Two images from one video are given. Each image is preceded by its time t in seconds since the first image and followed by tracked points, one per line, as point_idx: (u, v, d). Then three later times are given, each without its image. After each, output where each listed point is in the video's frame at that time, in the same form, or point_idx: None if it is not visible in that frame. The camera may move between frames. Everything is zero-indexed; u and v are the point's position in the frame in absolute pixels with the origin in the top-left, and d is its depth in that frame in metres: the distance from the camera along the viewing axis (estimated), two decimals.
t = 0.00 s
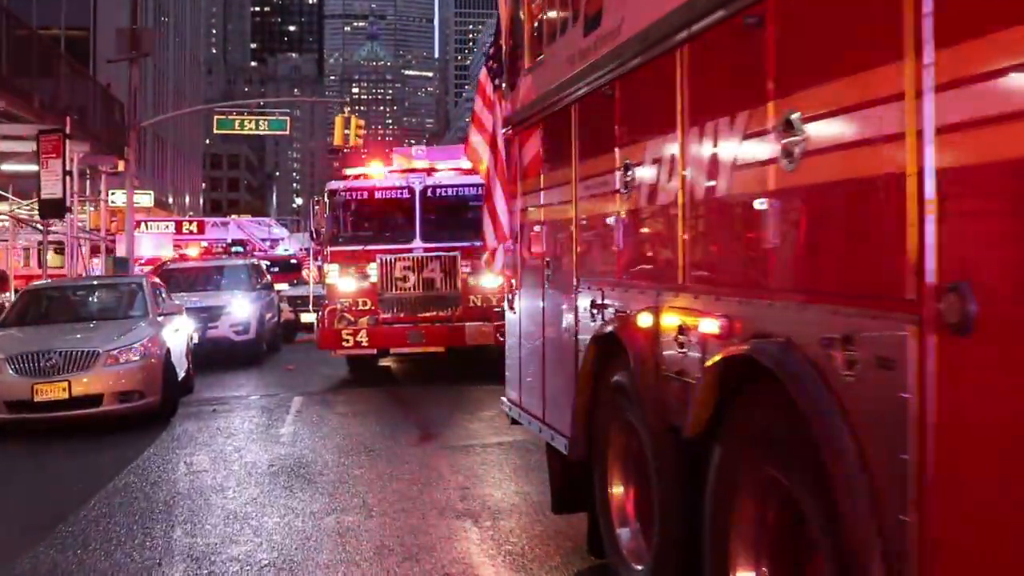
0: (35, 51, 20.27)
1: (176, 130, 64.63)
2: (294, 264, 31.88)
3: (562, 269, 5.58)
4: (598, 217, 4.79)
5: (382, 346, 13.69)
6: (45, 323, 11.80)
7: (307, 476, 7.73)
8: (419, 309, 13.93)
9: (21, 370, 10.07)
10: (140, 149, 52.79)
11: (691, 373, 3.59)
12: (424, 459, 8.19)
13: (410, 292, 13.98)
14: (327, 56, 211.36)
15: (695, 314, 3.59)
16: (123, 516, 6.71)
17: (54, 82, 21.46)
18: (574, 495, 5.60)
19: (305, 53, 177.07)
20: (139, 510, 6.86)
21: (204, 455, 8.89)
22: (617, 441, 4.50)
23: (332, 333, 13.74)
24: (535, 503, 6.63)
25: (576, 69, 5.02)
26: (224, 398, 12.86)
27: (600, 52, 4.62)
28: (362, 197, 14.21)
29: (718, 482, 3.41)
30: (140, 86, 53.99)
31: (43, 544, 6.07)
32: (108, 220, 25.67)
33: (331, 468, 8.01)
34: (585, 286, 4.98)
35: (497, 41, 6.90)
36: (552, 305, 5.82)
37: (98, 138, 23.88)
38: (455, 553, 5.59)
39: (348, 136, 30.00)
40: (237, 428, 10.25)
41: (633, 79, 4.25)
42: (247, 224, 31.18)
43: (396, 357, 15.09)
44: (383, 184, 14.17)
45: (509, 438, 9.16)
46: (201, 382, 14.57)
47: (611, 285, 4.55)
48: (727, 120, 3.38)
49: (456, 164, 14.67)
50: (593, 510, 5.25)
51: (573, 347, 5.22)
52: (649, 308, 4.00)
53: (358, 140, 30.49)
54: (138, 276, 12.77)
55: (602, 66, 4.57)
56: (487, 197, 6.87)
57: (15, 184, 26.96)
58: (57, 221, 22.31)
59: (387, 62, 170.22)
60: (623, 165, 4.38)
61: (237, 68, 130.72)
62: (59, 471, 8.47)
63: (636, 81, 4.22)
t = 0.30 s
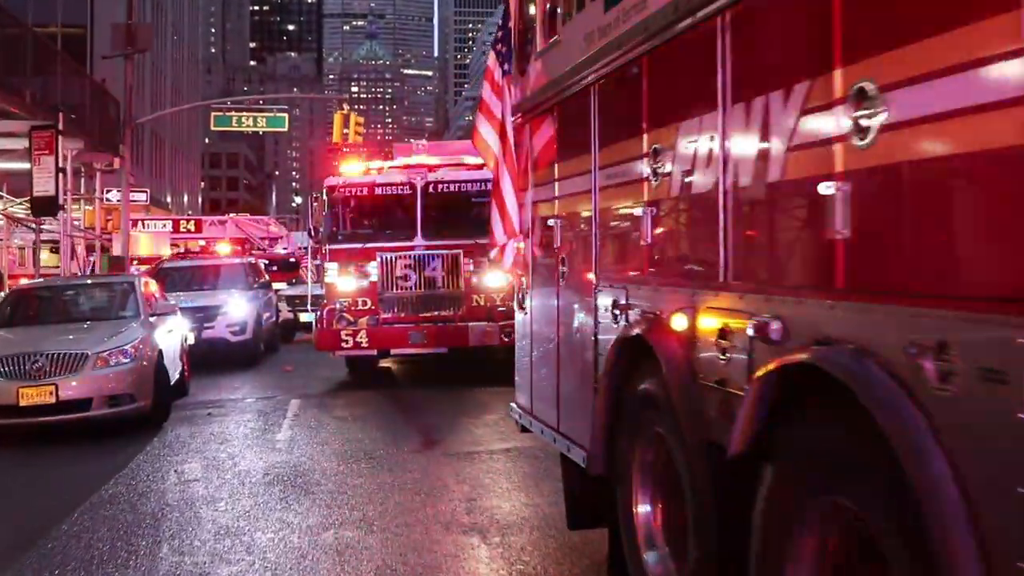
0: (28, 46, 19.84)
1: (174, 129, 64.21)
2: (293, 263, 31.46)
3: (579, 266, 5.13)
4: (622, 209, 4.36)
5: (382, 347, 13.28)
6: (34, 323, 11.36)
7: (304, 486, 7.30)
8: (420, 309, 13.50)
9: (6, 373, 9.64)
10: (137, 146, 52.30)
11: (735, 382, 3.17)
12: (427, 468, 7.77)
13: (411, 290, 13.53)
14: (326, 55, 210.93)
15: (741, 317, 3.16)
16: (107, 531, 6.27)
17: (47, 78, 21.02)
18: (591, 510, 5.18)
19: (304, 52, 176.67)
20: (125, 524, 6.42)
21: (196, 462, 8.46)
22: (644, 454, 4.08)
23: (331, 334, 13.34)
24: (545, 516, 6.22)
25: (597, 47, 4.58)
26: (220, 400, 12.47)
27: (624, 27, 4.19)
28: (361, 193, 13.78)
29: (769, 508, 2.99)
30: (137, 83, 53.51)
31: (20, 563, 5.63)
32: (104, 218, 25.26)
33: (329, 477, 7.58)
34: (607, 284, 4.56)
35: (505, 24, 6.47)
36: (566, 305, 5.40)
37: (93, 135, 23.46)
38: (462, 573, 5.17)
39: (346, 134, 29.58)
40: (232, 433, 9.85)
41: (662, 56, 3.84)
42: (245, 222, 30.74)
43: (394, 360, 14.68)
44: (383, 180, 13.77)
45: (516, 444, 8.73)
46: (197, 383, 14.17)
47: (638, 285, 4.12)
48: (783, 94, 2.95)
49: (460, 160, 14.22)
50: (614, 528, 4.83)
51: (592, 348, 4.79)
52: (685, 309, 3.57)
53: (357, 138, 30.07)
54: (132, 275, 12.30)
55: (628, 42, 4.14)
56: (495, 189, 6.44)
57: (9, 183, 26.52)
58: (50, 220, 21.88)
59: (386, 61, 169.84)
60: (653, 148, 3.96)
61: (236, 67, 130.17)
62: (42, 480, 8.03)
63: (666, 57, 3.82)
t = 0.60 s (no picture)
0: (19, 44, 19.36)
1: (172, 131, 63.78)
2: (292, 265, 31.01)
3: (599, 271, 4.68)
4: (650, 207, 3.92)
5: (382, 352, 13.00)
6: (22, 328, 10.91)
7: (299, 503, 6.89)
8: (421, 313, 13.16)
9: None
10: (134, 148, 51.86)
11: (792, 405, 2.75)
12: (430, 484, 7.36)
13: (412, 294, 13.16)
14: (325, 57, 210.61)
15: (797, 330, 2.74)
16: (89, 554, 5.85)
17: (41, 77, 20.60)
18: (612, 535, 4.78)
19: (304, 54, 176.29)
20: (108, 546, 6.00)
21: (187, 477, 8.03)
22: (680, 480, 3.68)
23: (330, 338, 13.04)
24: (559, 538, 5.81)
25: (620, 29, 4.15)
26: (217, 408, 12.06)
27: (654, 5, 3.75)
28: (361, 194, 13.26)
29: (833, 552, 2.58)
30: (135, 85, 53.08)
31: None
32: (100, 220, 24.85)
33: (327, 493, 7.16)
34: (631, 292, 4.14)
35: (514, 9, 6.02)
36: (582, 313, 4.98)
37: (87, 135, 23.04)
38: None
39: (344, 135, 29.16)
40: (227, 444, 9.45)
41: (696, 36, 3.43)
42: (243, 225, 30.29)
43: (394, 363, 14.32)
44: (384, 180, 13.26)
45: (523, 456, 8.31)
46: (192, 390, 13.75)
47: (668, 292, 3.69)
48: (852, 68, 2.51)
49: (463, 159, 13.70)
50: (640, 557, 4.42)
51: (614, 359, 4.38)
52: (728, 318, 3.16)
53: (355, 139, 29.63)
54: (125, 279, 11.84)
55: (657, 21, 3.70)
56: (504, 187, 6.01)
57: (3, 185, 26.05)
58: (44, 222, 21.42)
59: (386, 63, 169.50)
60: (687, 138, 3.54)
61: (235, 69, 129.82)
62: (24, 495, 7.60)
63: (701, 37, 3.39)
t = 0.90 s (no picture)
0: (11, 36, 18.92)
1: (170, 127, 63.32)
2: (291, 262, 30.56)
3: (628, 269, 4.24)
4: (692, 197, 3.50)
5: (382, 352, 12.53)
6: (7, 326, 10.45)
7: (296, 515, 6.46)
8: (422, 312, 12.75)
9: None
10: (130, 144, 51.35)
11: (877, 426, 2.34)
12: (435, 495, 6.93)
13: (414, 292, 12.73)
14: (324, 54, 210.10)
15: (881, 338, 2.33)
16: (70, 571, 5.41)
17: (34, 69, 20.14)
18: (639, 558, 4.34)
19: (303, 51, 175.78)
20: (91, 562, 5.57)
21: (178, 485, 7.60)
22: (726, 505, 3.26)
23: (328, 338, 12.55)
24: (575, 557, 5.38)
25: None
26: (210, 410, 11.63)
27: None
28: (361, 189, 12.89)
29: None
30: (131, 81, 52.56)
31: None
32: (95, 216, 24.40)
33: (325, 504, 6.74)
34: (668, 292, 3.71)
35: None
36: (607, 316, 4.55)
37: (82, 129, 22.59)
38: None
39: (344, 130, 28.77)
40: (222, 448, 9.03)
41: (748, 3, 3.03)
42: (241, 221, 29.83)
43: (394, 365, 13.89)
44: (383, 174, 12.89)
45: (531, 464, 7.90)
46: (187, 391, 13.33)
47: (714, 293, 3.27)
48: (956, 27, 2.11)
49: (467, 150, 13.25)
50: None
51: (646, 366, 3.94)
52: (792, 324, 2.74)
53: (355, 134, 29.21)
54: (116, 275, 11.37)
55: None
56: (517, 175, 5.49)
57: None
58: (37, 218, 20.98)
59: (385, 60, 168.99)
60: (738, 116, 3.13)
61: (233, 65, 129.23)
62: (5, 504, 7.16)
63: (755, 2, 3.00)
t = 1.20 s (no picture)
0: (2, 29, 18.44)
1: (168, 124, 62.83)
2: (288, 261, 30.11)
3: (659, 264, 3.81)
4: (743, 183, 3.11)
5: (384, 354, 12.11)
6: None
7: (292, 531, 6.01)
8: (424, 312, 12.32)
9: None
10: (126, 141, 50.87)
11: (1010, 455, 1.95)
12: (441, 508, 6.49)
13: (415, 292, 12.29)
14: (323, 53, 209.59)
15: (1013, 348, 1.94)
16: None
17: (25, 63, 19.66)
18: None
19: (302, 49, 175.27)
20: None
21: (168, 496, 7.16)
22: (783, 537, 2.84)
23: (327, 339, 12.13)
24: None
25: None
26: (204, 414, 11.19)
27: None
28: (361, 185, 12.42)
29: None
30: (127, 77, 52.08)
31: None
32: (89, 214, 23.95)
33: (323, 519, 6.30)
34: (709, 287, 3.29)
35: None
36: (632, 318, 4.13)
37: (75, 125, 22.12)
38: None
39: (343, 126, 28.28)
40: (215, 456, 8.59)
41: None
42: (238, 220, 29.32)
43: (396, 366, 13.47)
44: (384, 170, 12.37)
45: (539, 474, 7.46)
46: (180, 393, 12.89)
47: (768, 297, 2.89)
48: None
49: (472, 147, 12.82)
50: None
51: (684, 372, 3.50)
52: (879, 332, 2.36)
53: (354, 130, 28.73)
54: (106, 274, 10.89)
55: None
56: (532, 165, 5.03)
57: None
58: (29, 216, 20.49)
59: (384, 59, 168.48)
60: (804, 88, 2.74)
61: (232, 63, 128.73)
62: None
63: None
